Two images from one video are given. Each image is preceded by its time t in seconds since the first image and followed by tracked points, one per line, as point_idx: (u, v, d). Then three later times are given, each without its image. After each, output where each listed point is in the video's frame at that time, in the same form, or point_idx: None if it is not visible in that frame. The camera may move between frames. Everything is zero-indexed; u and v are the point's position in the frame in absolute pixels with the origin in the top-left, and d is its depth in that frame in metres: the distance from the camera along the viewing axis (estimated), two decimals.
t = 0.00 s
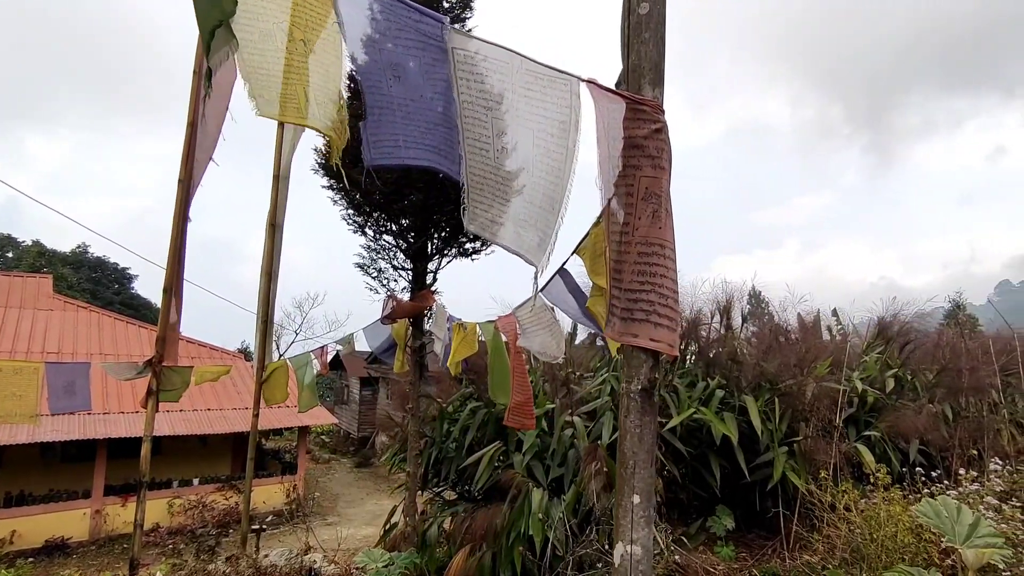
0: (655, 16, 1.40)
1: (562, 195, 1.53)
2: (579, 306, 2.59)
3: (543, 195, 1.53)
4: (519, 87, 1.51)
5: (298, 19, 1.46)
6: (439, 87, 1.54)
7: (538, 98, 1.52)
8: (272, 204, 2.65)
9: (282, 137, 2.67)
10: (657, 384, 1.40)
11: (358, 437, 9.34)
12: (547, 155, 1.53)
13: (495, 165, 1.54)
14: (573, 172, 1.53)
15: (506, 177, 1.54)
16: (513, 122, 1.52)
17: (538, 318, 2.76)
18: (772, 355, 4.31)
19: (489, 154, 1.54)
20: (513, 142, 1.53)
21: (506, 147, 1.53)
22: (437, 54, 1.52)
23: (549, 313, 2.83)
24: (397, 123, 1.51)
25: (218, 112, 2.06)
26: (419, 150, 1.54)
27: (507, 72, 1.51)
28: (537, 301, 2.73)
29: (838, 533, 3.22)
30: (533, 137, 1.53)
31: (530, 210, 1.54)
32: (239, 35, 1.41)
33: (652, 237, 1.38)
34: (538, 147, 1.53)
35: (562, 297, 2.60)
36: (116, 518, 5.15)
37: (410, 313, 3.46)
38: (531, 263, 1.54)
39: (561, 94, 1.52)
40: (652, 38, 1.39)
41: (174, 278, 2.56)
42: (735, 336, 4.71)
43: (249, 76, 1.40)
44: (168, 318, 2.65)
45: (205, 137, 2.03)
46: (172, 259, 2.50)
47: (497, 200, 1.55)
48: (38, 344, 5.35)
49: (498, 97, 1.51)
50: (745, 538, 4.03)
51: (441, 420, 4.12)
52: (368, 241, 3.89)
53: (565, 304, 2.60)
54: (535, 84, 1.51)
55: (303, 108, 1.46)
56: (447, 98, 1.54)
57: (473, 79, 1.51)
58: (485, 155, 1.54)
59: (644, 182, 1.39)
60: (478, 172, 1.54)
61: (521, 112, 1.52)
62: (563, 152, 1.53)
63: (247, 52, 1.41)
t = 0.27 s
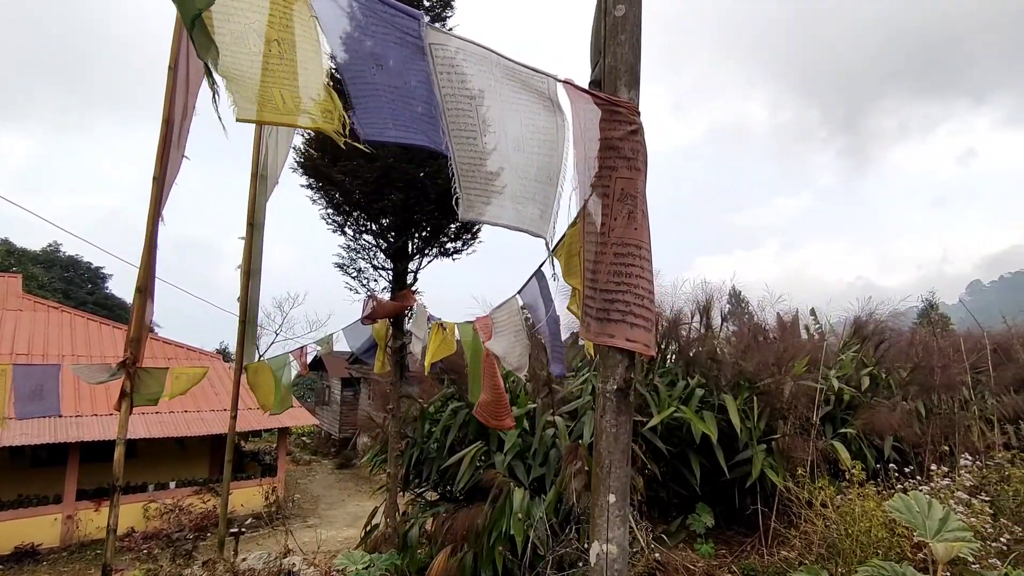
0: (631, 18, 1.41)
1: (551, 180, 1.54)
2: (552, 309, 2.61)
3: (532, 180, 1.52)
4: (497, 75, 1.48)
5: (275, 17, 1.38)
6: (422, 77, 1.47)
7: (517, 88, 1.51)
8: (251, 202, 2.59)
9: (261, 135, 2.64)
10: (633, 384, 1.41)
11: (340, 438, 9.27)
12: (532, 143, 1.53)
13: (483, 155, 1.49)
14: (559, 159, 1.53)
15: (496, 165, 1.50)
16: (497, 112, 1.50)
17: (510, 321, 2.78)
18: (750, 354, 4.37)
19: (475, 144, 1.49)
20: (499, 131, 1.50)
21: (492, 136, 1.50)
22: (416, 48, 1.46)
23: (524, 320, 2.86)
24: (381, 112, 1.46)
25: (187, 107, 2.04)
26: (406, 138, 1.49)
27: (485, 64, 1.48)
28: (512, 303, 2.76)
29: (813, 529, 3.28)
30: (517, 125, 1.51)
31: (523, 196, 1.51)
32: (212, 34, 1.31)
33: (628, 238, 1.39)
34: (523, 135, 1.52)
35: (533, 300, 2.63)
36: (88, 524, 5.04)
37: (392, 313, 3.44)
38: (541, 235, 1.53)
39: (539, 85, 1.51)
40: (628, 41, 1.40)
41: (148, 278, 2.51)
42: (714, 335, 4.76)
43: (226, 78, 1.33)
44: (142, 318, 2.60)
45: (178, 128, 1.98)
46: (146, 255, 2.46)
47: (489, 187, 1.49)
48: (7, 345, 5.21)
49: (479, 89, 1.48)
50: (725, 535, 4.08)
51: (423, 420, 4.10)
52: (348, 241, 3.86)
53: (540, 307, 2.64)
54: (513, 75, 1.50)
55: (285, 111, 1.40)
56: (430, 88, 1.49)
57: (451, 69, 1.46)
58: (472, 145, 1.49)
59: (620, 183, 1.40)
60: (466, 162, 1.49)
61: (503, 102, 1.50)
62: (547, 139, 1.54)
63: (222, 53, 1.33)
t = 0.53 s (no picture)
0: (606, 18, 1.42)
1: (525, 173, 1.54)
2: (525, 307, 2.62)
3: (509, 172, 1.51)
4: (470, 67, 1.46)
5: (244, 20, 1.35)
6: (398, 76, 1.42)
7: (492, 82, 1.49)
8: (228, 200, 2.55)
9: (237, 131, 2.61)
10: (607, 382, 1.41)
11: (320, 440, 9.18)
12: (508, 136, 1.51)
13: (460, 145, 1.46)
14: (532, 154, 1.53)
15: (474, 155, 1.47)
16: (473, 104, 1.47)
17: (484, 321, 2.77)
18: (729, 353, 4.42)
19: (453, 135, 1.46)
20: (476, 123, 1.47)
21: (469, 128, 1.47)
22: (392, 46, 1.41)
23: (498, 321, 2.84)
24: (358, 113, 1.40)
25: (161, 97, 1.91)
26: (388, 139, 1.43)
27: (461, 58, 1.46)
28: (487, 301, 2.73)
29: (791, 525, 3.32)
30: (493, 118, 1.49)
31: (500, 186, 1.50)
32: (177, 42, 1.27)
33: (603, 237, 1.39)
34: (498, 127, 1.50)
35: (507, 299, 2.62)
36: (59, 529, 4.92)
37: (371, 312, 3.41)
38: (519, 205, 1.53)
39: (512, 80, 1.51)
40: (603, 40, 1.40)
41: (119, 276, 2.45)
42: (694, 334, 4.81)
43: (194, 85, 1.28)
44: (113, 316, 2.53)
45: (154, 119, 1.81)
46: (116, 248, 2.41)
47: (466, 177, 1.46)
48: None
49: (455, 82, 1.46)
50: (704, 532, 4.12)
51: (403, 421, 4.08)
52: (326, 240, 3.83)
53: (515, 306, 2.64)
54: (488, 70, 1.48)
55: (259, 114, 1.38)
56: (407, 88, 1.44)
57: (427, 60, 1.43)
58: (450, 136, 1.45)
59: (595, 182, 1.41)
60: (444, 152, 1.45)
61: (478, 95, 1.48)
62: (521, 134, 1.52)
63: (187, 59, 1.28)
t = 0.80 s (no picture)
0: (575, 18, 1.42)
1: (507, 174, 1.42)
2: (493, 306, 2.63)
3: (491, 174, 1.40)
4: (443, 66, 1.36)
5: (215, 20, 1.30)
6: (370, 67, 1.33)
7: (468, 79, 1.39)
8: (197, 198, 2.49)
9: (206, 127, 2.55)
10: (576, 382, 1.42)
11: (296, 441, 9.06)
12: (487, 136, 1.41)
13: (437, 148, 1.36)
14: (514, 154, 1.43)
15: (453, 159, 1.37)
16: (449, 104, 1.37)
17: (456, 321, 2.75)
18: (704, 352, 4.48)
19: (430, 137, 1.35)
20: (453, 124, 1.37)
21: (447, 129, 1.37)
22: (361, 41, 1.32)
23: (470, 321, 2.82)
24: (329, 106, 1.29)
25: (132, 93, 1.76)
26: (363, 132, 1.32)
27: (434, 55, 1.35)
28: (457, 302, 2.71)
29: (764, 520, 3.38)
30: (471, 118, 1.39)
31: (481, 190, 1.39)
32: (142, 36, 1.22)
33: (571, 238, 1.40)
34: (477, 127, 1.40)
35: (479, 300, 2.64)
36: (22, 537, 4.77)
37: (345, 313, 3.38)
38: (495, 219, 1.43)
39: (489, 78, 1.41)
40: (572, 41, 1.40)
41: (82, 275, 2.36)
42: (670, 333, 4.86)
43: (160, 82, 1.24)
44: (76, 317, 2.44)
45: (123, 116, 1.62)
46: (78, 246, 2.34)
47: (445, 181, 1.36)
48: None
49: (429, 80, 1.35)
50: (680, 529, 4.17)
51: (379, 422, 4.04)
52: (299, 239, 3.79)
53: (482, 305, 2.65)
54: (464, 67, 1.38)
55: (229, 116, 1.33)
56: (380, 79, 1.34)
57: (398, 57, 1.32)
58: (426, 138, 1.35)
59: (564, 183, 1.41)
60: (420, 155, 1.34)
61: (454, 94, 1.38)
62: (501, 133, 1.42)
63: (153, 56, 1.24)
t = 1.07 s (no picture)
0: (546, 15, 1.42)
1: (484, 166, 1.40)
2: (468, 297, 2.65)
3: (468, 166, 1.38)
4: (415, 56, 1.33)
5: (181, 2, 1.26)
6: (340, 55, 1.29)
7: (443, 70, 1.35)
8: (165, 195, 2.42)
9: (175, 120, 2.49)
10: (547, 378, 1.42)
11: (272, 442, 8.93)
12: (464, 127, 1.38)
13: (412, 141, 1.33)
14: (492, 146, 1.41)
15: (429, 152, 1.34)
16: (424, 96, 1.34)
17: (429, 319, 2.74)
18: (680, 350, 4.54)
19: (404, 130, 1.33)
20: (428, 116, 1.34)
21: (421, 123, 1.34)
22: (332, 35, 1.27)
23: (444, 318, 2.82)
24: (301, 90, 1.25)
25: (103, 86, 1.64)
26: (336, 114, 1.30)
27: (407, 46, 1.32)
28: (431, 300, 2.70)
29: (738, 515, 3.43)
30: (447, 109, 1.36)
31: (459, 183, 1.38)
32: (106, 16, 1.17)
33: (542, 234, 1.40)
34: (453, 118, 1.37)
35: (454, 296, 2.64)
36: None
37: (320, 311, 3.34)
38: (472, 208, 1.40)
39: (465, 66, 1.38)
40: (543, 37, 1.41)
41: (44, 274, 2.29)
42: (647, 331, 4.91)
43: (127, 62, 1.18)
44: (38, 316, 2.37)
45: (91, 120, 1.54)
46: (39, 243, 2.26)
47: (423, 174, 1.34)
48: None
49: (403, 71, 1.32)
50: (656, 525, 4.21)
51: (355, 421, 4.01)
52: (273, 236, 3.73)
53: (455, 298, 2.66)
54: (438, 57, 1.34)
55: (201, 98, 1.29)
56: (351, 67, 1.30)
57: (367, 48, 1.28)
58: (400, 130, 1.32)
59: (535, 179, 1.41)
60: (394, 148, 1.32)
61: (429, 85, 1.34)
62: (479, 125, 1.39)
63: (118, 37, 1.18)
